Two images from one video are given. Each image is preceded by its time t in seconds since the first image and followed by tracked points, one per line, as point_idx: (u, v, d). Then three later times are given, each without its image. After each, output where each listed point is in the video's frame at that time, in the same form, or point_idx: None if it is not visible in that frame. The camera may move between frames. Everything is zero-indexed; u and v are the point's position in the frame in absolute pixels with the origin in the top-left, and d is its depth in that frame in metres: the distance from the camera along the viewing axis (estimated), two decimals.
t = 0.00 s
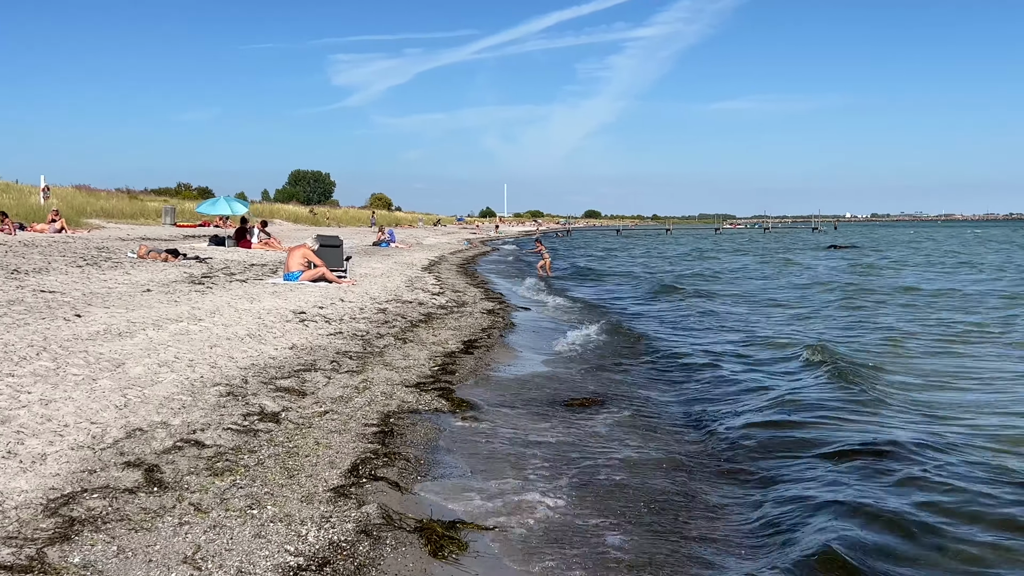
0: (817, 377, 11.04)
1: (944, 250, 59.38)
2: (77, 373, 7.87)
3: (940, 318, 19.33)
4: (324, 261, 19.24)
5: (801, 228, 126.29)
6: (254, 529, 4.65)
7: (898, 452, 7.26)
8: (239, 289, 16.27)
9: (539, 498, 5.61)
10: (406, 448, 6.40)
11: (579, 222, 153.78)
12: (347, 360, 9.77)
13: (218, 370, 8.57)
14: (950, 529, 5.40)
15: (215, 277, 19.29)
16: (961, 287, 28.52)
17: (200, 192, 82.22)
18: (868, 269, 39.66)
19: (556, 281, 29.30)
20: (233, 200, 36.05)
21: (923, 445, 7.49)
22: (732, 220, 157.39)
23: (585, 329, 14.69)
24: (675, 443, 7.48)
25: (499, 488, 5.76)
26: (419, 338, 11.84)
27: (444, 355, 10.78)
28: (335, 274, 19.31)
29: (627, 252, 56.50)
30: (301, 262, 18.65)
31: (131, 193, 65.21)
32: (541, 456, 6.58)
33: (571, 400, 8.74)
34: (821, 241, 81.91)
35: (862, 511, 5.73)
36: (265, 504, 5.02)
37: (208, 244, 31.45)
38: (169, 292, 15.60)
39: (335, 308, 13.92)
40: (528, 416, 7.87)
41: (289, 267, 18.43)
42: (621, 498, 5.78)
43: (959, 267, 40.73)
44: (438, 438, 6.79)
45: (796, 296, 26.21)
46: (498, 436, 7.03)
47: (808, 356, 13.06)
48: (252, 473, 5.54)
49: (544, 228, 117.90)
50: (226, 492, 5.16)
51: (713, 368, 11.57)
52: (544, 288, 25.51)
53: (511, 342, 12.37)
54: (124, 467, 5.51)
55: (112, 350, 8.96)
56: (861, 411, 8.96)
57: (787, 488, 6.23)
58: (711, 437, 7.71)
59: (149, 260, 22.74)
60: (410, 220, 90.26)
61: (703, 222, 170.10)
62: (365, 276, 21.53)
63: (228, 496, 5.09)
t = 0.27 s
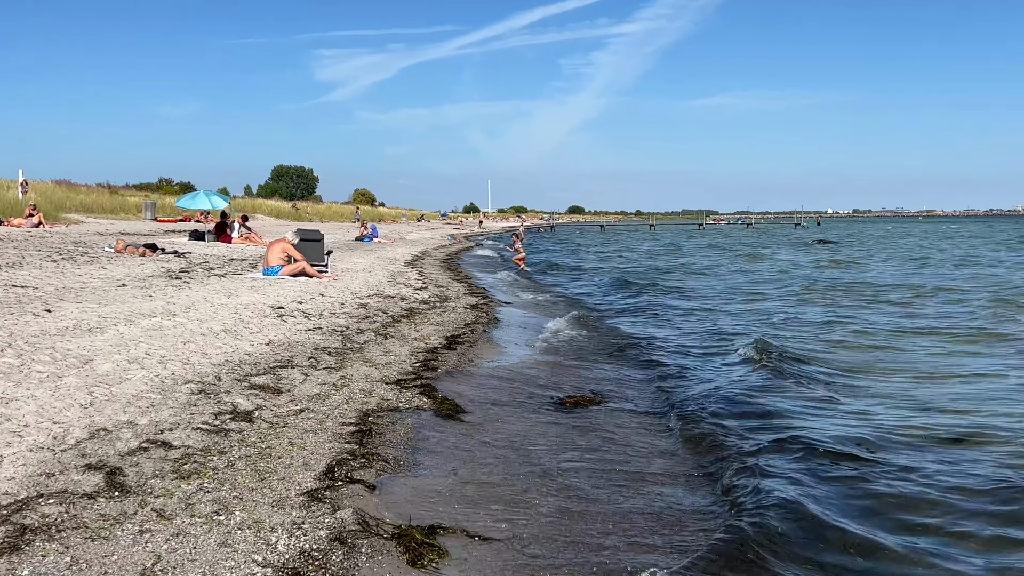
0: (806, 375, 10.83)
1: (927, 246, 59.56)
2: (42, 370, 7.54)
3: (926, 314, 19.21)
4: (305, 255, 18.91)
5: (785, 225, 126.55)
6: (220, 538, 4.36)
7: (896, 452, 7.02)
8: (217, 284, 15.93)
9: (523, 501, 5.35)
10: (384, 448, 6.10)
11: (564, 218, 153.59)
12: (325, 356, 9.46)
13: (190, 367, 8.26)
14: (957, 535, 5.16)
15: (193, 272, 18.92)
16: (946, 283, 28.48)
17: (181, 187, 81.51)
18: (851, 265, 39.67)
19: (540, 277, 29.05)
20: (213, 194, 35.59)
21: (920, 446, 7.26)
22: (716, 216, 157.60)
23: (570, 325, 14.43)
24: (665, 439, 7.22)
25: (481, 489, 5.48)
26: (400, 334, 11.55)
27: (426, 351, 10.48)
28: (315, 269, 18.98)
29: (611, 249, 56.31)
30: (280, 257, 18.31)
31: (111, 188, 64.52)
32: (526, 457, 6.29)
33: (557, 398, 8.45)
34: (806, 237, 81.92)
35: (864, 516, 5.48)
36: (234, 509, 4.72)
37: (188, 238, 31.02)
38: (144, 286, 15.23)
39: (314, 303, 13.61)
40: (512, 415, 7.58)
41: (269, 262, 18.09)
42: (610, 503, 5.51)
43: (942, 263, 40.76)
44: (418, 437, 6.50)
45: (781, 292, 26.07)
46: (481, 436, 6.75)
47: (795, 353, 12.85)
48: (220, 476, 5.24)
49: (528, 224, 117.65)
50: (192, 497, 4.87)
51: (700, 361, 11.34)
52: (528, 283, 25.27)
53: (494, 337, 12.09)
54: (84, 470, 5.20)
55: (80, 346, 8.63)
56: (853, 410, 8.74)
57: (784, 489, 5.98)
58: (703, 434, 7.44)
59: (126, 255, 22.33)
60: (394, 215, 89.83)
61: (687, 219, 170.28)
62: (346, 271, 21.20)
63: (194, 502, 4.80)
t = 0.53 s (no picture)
0: (803, 377, 10.60)
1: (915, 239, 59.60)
2: (12, 372, 7.21)
3: (919, 310, 19.04)
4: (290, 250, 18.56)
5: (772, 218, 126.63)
6: (193, 558, 4.06)
7: (901, 464, 6.77)
8: (200, 279, 15.59)
9: (516, 516, 5.07)
10: (369, 456, 5.81)
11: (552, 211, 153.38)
12: (308, 355, 9.15)
13: (168, 369, 7.94)
14: (973, 557, 4.93)
15: (175, 267, 18.55)
16: (936, 277, 28.35)
17: (167, 179, 80.81)
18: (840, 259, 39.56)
19: (529, 271, 28.77)
20: (197, 186, 35.14)
21: (926, 456, 7.03)
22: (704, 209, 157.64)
23: (560, 321, 14.16)
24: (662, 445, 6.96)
25: (472, 501, 5.21)
26: (387, 332, 11.25)
27: (413, 349, 10.18)
28: (301, 264, 18.63)
29: (600, 242, 56.06)
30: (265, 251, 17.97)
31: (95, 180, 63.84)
32: (518, 465, 6.02)
33: (549, 401, 8.17)
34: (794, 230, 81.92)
35: (874, 538, 5.24)
36: (208, 526, 4.42)
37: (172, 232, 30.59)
38: (125, 282, 14.88)
39: (299, 300, 13.28)
40: (503, 420, 7.30)
41: (253, 256, 17.75)
42: (607, 517, 5.24)
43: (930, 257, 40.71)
44: (405, 444, 6.21)
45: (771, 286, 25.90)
46: (472, 442, 6.47)
47: (790, 352, 12.63)
48: (195, 488, 4.95)
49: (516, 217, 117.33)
50: (164, 513, 4.56)
51: (695, 359, 11.09)
52: (517, 278, 25.00)
53: (483, 335, 11.80)
54: (50, 482, 4.89)
55: (54, 347, 8.29)
56: (853, 415, 8.51)
57: (790, 504, 5.73)
58: (702, 441, 7.19)
59: (108, 249, 21.92)
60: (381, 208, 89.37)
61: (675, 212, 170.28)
62: (332, 266, 20.86)
63: (167, 518, 4.49)
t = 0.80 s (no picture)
0: (803, 368, 10.38)
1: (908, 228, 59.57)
2: None
3: (915, 297, 18.85)
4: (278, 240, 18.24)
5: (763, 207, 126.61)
6: (168, 570, 3.80)
7: (907, 459, 6.54)
8: (185, 271, 15.27)
9: (512, 520, 4.81)
10: (357, 456, 5.55)
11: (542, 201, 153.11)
12: (295, 350, 8.87)
13: (149, 364, 7.65)
14: (993, 562, 4.70)
15: (162, 258, 18.22)
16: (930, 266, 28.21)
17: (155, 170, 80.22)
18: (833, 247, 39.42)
19: (521, 262, 28.50)
20: (184, 175, 34.72)
21: (936, 448, 6.81)
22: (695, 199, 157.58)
23: (554, 313, 13.91)
24: (664, 442, 6.71)
25: (465, 504, 4.95)
26: (376, 324, 10.97)
27: (404, 343, 9.91)
28: (289, 255, 18.32)
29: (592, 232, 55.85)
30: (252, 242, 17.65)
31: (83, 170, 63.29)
32: (513, 464, 5.77)
33: (544, 394, 7.91)
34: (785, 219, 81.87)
35: (883, 540, 5.01)
36: (185, 535, 4.16)
37: (160, 222, 30.21)
38: (109, 273, 14.56)
39: (287, 292, 12.99)
40: (497, 415, 7.04)
41: (241, 247, 17.43)
42: (608, 519, 5.00)
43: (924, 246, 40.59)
44: (395, 443, 5.94)
45: (764, 274, 25.71)
46: (465, 440, 6.21)
47: (789, 342, 12.41)
48: (172, 493, 4.68)
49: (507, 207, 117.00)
50: (137, 520, 4.29)
51: (691, 353, 10.86)
52: (508, 268, 24.72)
53: (475, 327, 11.54)
54: (20, 486, 4.61)
55: (30, 341, 8.00)
56: (857, 406, 8.29)
57: (799, 507, 5.50)
58: (704, 439, 6.95)
59: (94, 240, 21.57)
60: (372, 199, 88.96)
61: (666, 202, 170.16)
62: (322, 257, 20.54)
63: (140, 525, 4.22)
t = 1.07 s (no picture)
0: (806, 355, 10.13)
1: (901, 215, 59.48)
2: None
3: (914, 284, 18.63)
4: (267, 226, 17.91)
5: (757, 195, 126.38)
6: None
7: (915, 450, 6.30)
8: (172, 257, 14.94)
9: (507, 518, 4.54)
10: (343, 450, 5.26)
11: (536, 188, 152.68)
12: (281, 338, 8.57)
13: (129, 353, 7.34)
14: (1013, 561, 4.46)
15: (149, 244, 17.87)
16: (927, 252, 28.03)
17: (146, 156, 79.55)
18: (828, 234, 39.22)
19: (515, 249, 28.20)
20: (173, 161, 34.29)
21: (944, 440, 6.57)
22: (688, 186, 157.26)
23: (549, 300, 13.64)
24: (665, 437, 6.45)
25: (456, 500, 4.68)
26: (367, 311, 10.68)
27: (395, 330, 9.61)
28: (279, 241, 17.99)
29: (586, 219, 55.52)
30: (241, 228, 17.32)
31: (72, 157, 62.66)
32: (507, 457, 5.50)
33: (540, 383, 7.64)
34: (779, 205, 81.68)
35: (896, 538, 4.76)
36: (156, 537, 3.87)
37: (149, 208, 29.79)
38: (94, 259, 14.22)
39: (275, 278, 12.68)
40: (490, 405, 6.77)
41: (230, 233, 17.11)
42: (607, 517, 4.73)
43: (919, 234, 40.43)
44: (384, 436, 5.66)
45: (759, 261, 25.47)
46: (456, 433, 5.93)
47: (789, 329, 12.16)
48: (145, 491, 4.39)
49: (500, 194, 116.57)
50: (106, 520, 4.00)
51: (689, 342, 10.59)
52: (502, 255, 24.42)
53: (469, 314, 11.26)
54: None
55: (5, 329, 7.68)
56: (863, 396, 8.04)
57: (810, 505, 5.24)
58: (707, 434, 6.69)
59: (80, 226, 21.18)
60: (364, 185, 88.44)
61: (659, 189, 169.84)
62: (312, 243, 20.22)
63: (109, 526, 3.93)
